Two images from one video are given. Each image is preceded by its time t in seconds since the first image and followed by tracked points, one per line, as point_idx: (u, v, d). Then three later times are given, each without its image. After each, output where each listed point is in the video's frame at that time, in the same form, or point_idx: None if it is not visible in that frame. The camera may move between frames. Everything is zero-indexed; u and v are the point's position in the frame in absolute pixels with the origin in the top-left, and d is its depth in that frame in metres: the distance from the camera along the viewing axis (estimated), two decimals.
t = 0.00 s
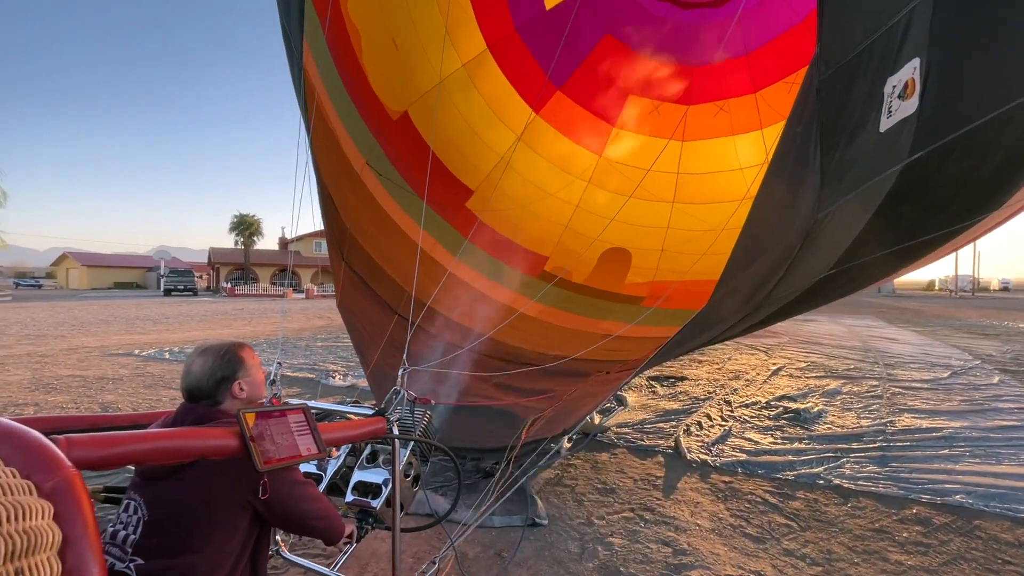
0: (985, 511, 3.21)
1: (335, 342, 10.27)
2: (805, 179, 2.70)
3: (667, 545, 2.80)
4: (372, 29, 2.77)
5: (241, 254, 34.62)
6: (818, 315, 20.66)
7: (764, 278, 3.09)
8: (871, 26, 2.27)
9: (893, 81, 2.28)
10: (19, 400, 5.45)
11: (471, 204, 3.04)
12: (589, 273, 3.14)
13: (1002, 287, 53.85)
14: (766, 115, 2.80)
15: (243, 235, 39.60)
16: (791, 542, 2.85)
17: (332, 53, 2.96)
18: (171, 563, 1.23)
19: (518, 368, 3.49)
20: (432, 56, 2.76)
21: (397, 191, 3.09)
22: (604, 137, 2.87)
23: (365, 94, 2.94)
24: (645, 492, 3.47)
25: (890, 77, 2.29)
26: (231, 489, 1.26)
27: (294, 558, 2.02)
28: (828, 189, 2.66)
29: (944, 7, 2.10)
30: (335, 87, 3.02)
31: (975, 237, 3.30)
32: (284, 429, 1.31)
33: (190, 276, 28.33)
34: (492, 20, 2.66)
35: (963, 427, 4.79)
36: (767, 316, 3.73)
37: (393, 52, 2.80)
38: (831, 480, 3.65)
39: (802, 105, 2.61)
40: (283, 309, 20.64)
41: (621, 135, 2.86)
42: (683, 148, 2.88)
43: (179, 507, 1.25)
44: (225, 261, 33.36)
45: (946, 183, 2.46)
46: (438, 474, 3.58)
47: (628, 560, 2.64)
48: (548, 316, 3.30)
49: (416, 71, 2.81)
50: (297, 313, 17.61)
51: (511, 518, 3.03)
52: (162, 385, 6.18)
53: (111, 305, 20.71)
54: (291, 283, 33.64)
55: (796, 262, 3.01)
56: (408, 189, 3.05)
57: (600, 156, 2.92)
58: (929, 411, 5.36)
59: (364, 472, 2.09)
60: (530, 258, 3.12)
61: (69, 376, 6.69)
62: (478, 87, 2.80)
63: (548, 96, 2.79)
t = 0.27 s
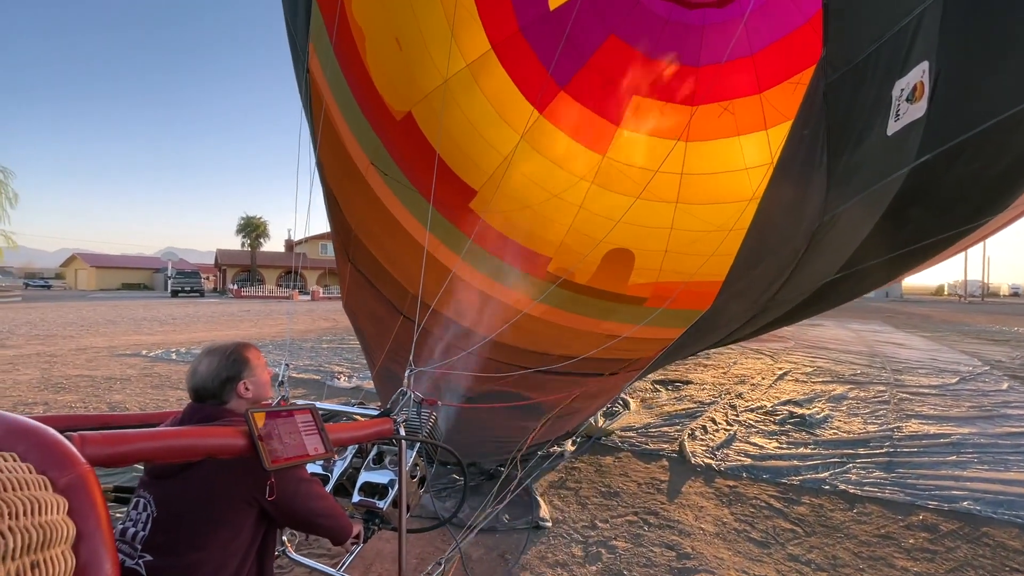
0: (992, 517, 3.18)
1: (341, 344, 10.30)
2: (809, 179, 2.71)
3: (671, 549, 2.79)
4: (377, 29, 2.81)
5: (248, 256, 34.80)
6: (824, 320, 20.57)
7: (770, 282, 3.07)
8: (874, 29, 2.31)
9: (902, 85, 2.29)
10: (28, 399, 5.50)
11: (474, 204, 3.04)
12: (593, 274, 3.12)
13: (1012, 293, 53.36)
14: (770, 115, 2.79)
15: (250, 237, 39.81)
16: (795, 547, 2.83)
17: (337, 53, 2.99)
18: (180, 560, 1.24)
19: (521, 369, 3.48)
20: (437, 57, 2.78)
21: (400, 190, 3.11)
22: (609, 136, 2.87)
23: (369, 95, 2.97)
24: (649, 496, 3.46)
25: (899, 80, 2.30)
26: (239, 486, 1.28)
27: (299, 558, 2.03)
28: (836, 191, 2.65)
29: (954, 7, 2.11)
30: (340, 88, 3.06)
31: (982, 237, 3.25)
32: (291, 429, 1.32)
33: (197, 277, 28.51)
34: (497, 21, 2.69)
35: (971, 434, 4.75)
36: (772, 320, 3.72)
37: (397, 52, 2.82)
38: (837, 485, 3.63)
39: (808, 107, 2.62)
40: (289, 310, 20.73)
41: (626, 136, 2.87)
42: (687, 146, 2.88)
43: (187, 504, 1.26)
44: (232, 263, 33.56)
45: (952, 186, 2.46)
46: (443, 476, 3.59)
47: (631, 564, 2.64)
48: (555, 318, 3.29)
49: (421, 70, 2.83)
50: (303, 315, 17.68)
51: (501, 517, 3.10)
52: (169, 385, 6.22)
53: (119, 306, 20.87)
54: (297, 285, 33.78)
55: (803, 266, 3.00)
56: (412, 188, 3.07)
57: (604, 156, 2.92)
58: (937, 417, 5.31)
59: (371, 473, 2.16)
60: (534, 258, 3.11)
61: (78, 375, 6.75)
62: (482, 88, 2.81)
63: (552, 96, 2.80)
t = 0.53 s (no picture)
0: (1001, 525, 3.15)
1: (346, 346, 10.34)
2: (815, 181, 2.78)
3: (676, 554, 2.78)
4: (379, 30, 2.79)
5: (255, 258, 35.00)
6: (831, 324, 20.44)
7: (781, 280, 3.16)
8: (882, 30, 2.38)
9: (910, 87, 2.40)
10: (38, 400, 5.56)
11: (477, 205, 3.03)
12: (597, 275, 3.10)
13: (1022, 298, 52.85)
14: (775, 115, 2.70)
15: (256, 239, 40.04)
16: (801, 553, 2.81)
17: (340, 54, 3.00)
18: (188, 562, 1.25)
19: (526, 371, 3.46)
20: (437, 57, 2.75)
21: (404, 191, 3.11)
22: (612, 139, 2.80)
23: (371, 96, 2.96)
24: (654, 500, 3.45)
25: (906, 83, 2.41)
26: (246, 490, 1.28)
27: (305, 561, 2.04)
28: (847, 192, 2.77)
29: (958, 12, 2.23)
30: (343, 89, 3.05)
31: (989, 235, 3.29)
32: (299, 432, 1.33)
33: (205, 280, 28.69)
34: (500, 21, 2.63)
35: (980, 440, 4.71)
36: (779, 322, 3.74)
37: (399, 52, 2.80)
38: (844, 491, 3.61)
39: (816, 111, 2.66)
40: (295, 313, 20.83)
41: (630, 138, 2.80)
42: (694, 146, 2.79)
43: (195, 508, 1.27)
44: (239, 265, 33.76)
45: (955, 184, 2.61)
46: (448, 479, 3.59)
47: (636, 569, 2.62)
48: (563, 321, 3.27)
49: (424, 71, 2.80)
50: (308, 317, 17.75)
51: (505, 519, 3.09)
52: (176, 386, 6.26)
53: (127, 307, 21.03)
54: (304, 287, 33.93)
55: (810, 266, 3.10)
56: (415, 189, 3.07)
57: (609, 156, 2.85)
58: (945, 423, 5.27)
59: (380, 477, 2.14)
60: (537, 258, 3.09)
61: (87, 376, 6.81)
62: (484, 89, 2.77)
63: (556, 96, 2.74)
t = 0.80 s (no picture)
0: (1006, 531, 3.12)
1: (350, 350, 10.35)
2: (816, 182, 2.81)
3: (677, 559, 2.77)
4: (381, 31, 2.82)
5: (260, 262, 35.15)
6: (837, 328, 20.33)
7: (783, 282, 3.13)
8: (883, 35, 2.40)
9: (910, 89, 2.38)
10: (44, 402, 5.59)
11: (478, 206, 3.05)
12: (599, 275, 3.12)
13: None
14: (776, 113, 2.74)
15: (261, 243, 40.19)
16: (804, 559, 2.80)
17: (341, 55, 3.02)
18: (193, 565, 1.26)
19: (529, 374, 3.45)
20: (440, 58, 2.80)
21: (407, 191, 3.14)
22: (614, 139, 2.86)
23: (373, 97, 3.00)
24: (657, 505, 3.44)
25: (907, 85, 2.40)
26: (250, 495, 1.29)
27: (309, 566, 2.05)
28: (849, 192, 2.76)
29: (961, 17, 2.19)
30: (345, 90, 3.08)
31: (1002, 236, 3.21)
32: (304, 436, 1.34)
33: (210, 283, 28.80)
34: (502, 21, 2.69)
35: (986, 445, 4.67)
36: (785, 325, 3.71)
37: (402, 53, 2.84)
38: (847, 497, 3.58)
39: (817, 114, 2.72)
40: (299, 316, 20.90)
41: (631, 138, 2.85)
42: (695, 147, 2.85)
43: (200, 511, 1.28)
44: (244, 269, 33.91)
45: (962, 186, 2.54)
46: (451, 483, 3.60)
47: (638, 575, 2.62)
48: (569, 324, 3.27)
49: (426, 72, 2.85)
50: (312, 321, 17.80)
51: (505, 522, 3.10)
52: (181, 389, 6.29)
53: (133, 311, 21.15)
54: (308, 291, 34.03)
55: (813, 267, 3.08)
56: (417, 189, 3.10)
57: (610, 157, 2.89)
58: (951, 428, 5.23)
59: (388, 480, 2.16)
60: (539, 259, 3.10)
61: (92, 379, 6.84)
62: (486, 90, 2.81)
63: (557, 97, 2.80)
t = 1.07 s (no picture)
0: (1010, 537, 3.11)
1: (351, 354, 10.35)
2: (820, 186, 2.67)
3: (679, 565, 2.76)
4: (382, 32, 2.87)
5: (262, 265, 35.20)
6: (839, 331, 20.29)
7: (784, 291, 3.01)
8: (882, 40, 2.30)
9: (910, 94, 2.27)
10: (46, 407, 5.59)
11: (479, 207, 3.04)
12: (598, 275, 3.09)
13: None
14: (775, 113, 2.79)
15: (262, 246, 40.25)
16: (806, 565, 2.78)
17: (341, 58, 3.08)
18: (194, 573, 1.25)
19: (530, 380, 3.40)
20: (440, 58, 2.84)
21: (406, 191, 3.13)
22: (613, 137, 2.89)
23: (373, 97, 3.03)
24: (659, 511, 3.43)
25: (907, 89, 2.29)
26: (252, 503, 1.28)
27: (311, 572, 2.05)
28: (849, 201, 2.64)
29: (963, 15, 2.08)
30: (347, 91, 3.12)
31: (1006, 234, 3.16)
32: (305, 443, 1.33)
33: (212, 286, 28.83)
34: (501, 21, 2.74)
35: (989, 450, 4.65)
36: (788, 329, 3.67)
37: (401, 54, 2.88)
38: (850, 502, 3.57)
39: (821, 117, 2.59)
40: (301, 320, 20.91)
41: (630, 136, 2.89)
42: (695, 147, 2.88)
43: (201, 519, 1.27)
44: (246, 272, 33.96)
45: (963, 190, 2.43)
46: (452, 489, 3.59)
47: None
48: (568, 327, 3.21)
49: (425, 72, 2.88)
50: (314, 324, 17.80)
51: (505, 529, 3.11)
52: (182, 394, 6.29)
53: (135, 314, 21.17)
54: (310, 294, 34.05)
55: (819, 272, 2.95)
56: (416, 188, 3.09)
57: (609, 155, 2.92)
58: (954, 433, 5.21)
59: (390, 486, 2.16)
60: (539, 259, 3.08)
61: (94, 384, 6.85)
62: (485, 89, 2.85)
63: (555, 96, 2.83)
